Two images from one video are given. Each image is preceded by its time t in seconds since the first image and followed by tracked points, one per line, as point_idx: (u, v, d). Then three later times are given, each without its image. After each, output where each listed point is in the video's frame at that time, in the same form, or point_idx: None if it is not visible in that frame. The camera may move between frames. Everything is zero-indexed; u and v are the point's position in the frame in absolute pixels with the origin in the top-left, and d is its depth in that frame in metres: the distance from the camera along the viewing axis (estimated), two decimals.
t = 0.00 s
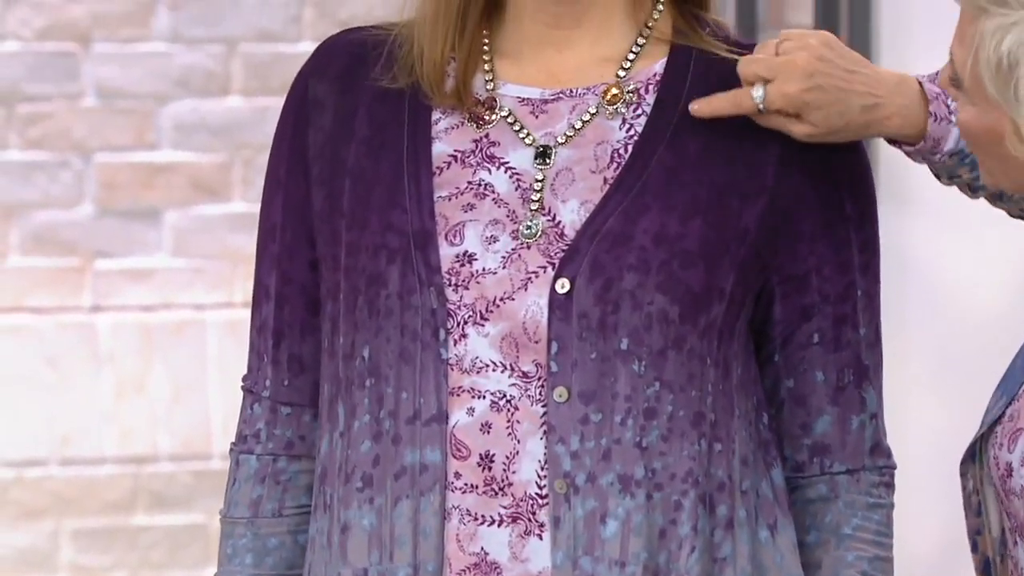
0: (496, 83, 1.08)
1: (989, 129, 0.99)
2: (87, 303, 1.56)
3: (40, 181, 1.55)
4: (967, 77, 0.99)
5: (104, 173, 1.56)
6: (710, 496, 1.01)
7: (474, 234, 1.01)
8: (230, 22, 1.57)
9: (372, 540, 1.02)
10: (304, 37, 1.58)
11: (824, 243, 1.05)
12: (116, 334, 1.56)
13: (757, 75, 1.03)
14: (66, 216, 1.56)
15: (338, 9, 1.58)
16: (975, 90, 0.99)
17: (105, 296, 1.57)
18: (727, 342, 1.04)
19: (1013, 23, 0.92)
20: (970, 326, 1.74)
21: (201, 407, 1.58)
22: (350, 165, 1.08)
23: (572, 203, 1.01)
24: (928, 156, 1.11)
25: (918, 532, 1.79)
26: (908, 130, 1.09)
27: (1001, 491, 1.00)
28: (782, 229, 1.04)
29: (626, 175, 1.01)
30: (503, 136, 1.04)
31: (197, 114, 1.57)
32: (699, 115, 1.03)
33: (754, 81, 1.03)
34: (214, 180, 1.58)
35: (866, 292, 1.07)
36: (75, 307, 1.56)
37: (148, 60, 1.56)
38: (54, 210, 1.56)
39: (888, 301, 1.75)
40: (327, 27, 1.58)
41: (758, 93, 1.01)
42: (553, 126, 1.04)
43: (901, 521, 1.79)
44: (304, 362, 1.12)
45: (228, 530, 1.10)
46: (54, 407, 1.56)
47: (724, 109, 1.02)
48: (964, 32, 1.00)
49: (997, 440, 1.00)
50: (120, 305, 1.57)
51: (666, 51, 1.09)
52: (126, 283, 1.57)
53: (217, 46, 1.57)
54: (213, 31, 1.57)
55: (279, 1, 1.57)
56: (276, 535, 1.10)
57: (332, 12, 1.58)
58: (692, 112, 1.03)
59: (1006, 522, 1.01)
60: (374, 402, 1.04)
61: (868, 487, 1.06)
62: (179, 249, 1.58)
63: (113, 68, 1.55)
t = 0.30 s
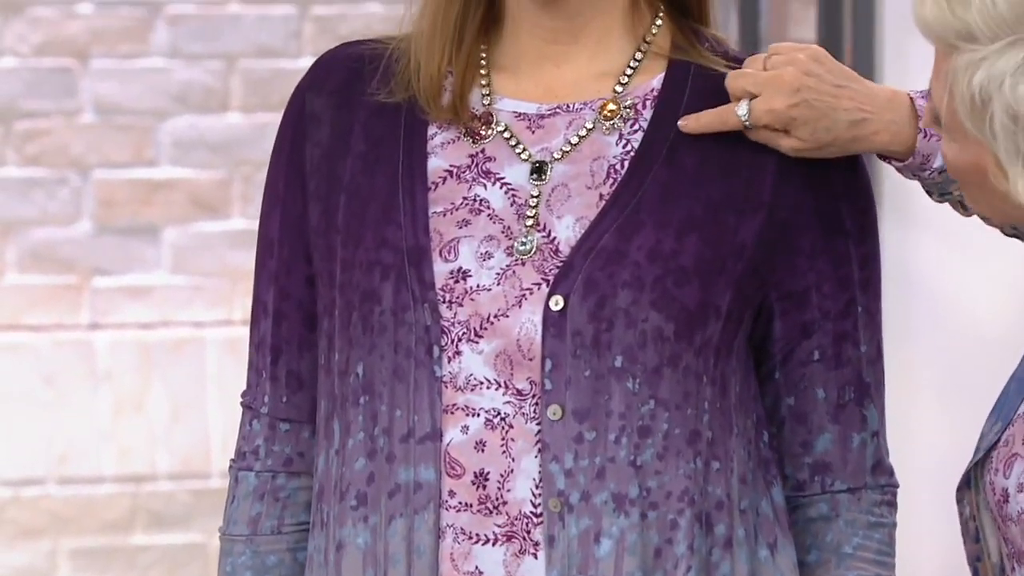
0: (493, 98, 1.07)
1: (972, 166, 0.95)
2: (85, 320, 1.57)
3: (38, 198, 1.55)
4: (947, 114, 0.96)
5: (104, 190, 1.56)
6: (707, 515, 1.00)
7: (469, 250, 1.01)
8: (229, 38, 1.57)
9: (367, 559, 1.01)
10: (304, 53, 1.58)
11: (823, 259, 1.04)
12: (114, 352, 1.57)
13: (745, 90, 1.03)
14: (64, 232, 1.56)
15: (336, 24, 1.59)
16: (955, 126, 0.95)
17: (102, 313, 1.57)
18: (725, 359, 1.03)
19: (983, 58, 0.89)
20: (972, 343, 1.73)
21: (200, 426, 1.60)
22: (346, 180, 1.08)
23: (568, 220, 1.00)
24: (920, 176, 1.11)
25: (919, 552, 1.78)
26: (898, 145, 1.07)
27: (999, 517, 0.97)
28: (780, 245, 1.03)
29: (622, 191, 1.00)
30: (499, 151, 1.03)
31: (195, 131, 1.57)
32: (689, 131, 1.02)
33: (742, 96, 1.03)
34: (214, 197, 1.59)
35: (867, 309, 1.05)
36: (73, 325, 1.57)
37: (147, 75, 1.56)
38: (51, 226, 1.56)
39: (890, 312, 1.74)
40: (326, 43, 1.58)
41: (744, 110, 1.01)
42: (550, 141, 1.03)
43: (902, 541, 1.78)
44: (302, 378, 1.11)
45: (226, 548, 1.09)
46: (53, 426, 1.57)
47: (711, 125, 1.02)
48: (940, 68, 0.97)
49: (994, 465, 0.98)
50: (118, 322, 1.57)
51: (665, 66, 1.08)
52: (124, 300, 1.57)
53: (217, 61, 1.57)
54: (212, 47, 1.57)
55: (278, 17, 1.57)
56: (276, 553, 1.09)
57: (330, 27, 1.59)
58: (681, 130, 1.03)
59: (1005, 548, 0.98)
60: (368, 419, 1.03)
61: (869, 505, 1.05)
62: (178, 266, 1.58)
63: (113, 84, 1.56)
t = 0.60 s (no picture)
0: (490, 112, 1.06)
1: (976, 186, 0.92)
2: (83, 337, 1.57)
3: (33, 213, 1.55)
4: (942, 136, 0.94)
5: (100, 206, 1.56)
6: (704, 532, 1.00)
7: (465, 266, 1.00)
8: (227, 52, 1.56)
9: None
10: (303, 67, 1.58)
11: (823, 275, 1.03)
12: (110, 369, 1.57)
13: (732, 95, 1.02)
14: (61, 248, 1.56)
15: (334, 38, 1.58)
16: (954, 145, 0.93)
17: (99, 330, 1.57)
18: (723, 376, 1.02)
19: (984, 71, 0.88)
20: (973, 357, 1.71)
21: (197, 442, 1.60)
22: (343, 195, 1.07)
23: (565, 235, 1.00)
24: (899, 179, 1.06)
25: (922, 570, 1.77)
26: (887, 156, 1.04)
27: (989, 536, 0.97)
28: (779, 260, 1.02)
29: (619, 207, 1.00)
30: (495, 166, 1.02)
31: (193, 146, 1.57)
32: (677, 137, 1.02)
33: (730, 101, 1.02)
34: (212, 212, 1.58)
35: (868, 324, 1.04)
36: (70, 342, 1.57)
37: (145, 89, 1.56)
38: (47, 243, 1.55)
39: (890, 327, 1.73)
40: (324, 57, 1.58)
41: (731, 115, 1.00)
42: (547, 156, 1.02)
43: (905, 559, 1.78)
44: (302, 394, 1.11)
45: (224, 566, 1.08)
46: (50, 443, 1.58)
47: (698, 130, 1.01)
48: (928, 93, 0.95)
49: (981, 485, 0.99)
50: (114, 339, 1.57)
51: (663, 79, 1.06)
52: (119, 316, 1.57)
53: (215, 76, 1.56)
54: (210, 61, 1.56)
55: (276, 31, 1.57)
56: (275, 570, 1.09)
57: (328, 41, 1.58)
58: (669, 135, 1.02)
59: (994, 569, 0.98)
60: (364, 437, 1.03)
61: (871, 521, 1.04)
62: (175, 283, 1.58)
63: (109, 99, 1.55)
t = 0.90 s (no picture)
0: (486, 123, 1.05)
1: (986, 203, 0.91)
2: (77, 350, 1.56)
3: (27, 226, 1.54)
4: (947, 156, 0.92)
5: (96, 218, 1.55)
6: (702, 548, 0.99)
7: (459, 279, 0.99)
8: (223, 62, 1.56)
9: None
10: (301, 77, 1.57)
11: (824, 287, 1.01)
12: (105, 383, 1.56)
13: (733, 93, 1.01)
14: (55, 261, 1.55)
15: (332, 47, 1.57)
16: (959, 165, 0.91)
17: (93, 343, 1.56)
18: (721, 390, 1.01)
19: (983, 87, 0.86)
20: (980, 374, 1.67)
21: (192, 456, 1.58)
22: (339, 207, 1.06)
23: (560, 247, 0.99)
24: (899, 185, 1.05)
25: None
26: (887, 161, 1.02)
27: (989, 552, 0.96)
28: (778, 273, 1.01)
29: (615, 219, 0.99)
30: (491, 178, 1.01)
31: (189, 157, 1.56)
32: (675, 131, 1.00)
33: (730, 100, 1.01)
34: (209, 224, 1.57)
35: (871, 336, 1.03)
36: (64, 355, 1.56)
37: (140, 100, 1.55)
38: (42, 256, 1.55)
39: (893, 346, 1.71)
40: (322, 67, 1.57)
41: (732, 110, 0.99)
42: (543, 167, 1.01)
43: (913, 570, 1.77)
44: (300, 408, 1.11)
45: None
46: (42, 457, 1.57)
47: (697, 126, 0.99)
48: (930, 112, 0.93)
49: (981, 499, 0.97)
50: (108, 353, 1.57)
51: (662, 89, 1.05)
52: (114, 329, 1.56)
53: (211, 86, 1.56)
54: (206, 72, 1.56)
55: (273, 41, 1.56)
56: None
57: (326, 50, 1.57)
58: (667, 129, 1.01)
59: None
60: (358, 452, 1.02)
61: (875, 536, 1.03)
62: (171, 296, 1.57)
63: (105, 109, 1.55)
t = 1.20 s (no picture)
0: (485, 131, 1.03)
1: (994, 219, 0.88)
2: (64, 364, 1.54)
3: (14, 236, 1.52)
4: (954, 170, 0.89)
5: (84, 229, 1.53)
6: (705, 567, 0.96)
7: (455, 291, 0.97)
8: (215, 68, 1.53)
9: None
10: (295, 84, 1.54)
11: (831, 297, 0.98)
12: (93, 398, 1.53)
13: (744, 97, 0.98)
14: (43, 271, 1.53)
15: (327, 53, 1.54)
16: (967, 179, 0.88)
17: (81, 356, 1.54)
18: (724, 405, 0.98)
19: (988, 104, 0.83)
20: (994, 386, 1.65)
21: (182, 472, 1.56)
22: (334, 218, 1.04)
23: (558, 258, 0.96)
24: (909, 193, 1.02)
25: None
26: (902, 169, 0.99)
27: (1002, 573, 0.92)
28: (782, 283, 0.98)
29: (615, 229, 0.96)
30: (489, 188, 0.99)
31: (180, 165, 1.54)
32: (688, 135, 0.98)
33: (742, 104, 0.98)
34: (200, 235, 1.55)
35: (880, 348, 1.00)
36: (52, 369, 1.54)
37: (130, 106, 1.52)
38: (29, 266, 1.52)
39: (906, 356, 1.68)
40: (317, 73, 1.54)
41: (742, 115, 0.97)
42: (542, 177, 0.99)
43: None
44: (296, 423, 1.08)
45: None
46: (29, 473, 1.54)
47: (707, 132, 0.98)
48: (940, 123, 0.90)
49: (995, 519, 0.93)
50: (96, 367, 1.54)
51: (664, 96, 1.02)
52: (102, 342, 1.54)
53: (203, 93, 1.53)
54: (197, 78, 1.53)
55: (267, 47, 1.53)
56: None
57: (321, 56, 1.54)
58: (679, 132, 0.99)
59: None
60: (352, 470, 0.99)
61: (885, 555, 0.99)
62: (161, 308, 1.55)
63: (93, 116, 1.52)
